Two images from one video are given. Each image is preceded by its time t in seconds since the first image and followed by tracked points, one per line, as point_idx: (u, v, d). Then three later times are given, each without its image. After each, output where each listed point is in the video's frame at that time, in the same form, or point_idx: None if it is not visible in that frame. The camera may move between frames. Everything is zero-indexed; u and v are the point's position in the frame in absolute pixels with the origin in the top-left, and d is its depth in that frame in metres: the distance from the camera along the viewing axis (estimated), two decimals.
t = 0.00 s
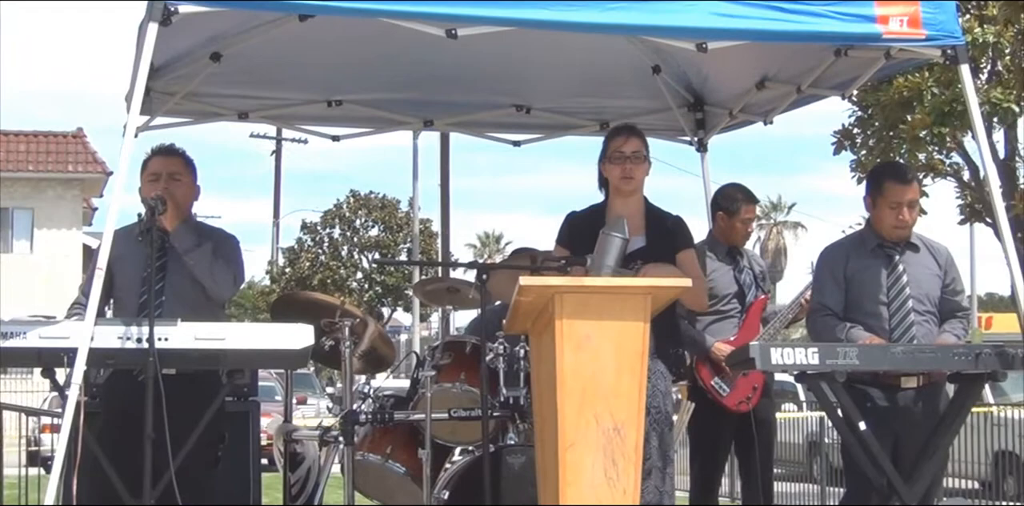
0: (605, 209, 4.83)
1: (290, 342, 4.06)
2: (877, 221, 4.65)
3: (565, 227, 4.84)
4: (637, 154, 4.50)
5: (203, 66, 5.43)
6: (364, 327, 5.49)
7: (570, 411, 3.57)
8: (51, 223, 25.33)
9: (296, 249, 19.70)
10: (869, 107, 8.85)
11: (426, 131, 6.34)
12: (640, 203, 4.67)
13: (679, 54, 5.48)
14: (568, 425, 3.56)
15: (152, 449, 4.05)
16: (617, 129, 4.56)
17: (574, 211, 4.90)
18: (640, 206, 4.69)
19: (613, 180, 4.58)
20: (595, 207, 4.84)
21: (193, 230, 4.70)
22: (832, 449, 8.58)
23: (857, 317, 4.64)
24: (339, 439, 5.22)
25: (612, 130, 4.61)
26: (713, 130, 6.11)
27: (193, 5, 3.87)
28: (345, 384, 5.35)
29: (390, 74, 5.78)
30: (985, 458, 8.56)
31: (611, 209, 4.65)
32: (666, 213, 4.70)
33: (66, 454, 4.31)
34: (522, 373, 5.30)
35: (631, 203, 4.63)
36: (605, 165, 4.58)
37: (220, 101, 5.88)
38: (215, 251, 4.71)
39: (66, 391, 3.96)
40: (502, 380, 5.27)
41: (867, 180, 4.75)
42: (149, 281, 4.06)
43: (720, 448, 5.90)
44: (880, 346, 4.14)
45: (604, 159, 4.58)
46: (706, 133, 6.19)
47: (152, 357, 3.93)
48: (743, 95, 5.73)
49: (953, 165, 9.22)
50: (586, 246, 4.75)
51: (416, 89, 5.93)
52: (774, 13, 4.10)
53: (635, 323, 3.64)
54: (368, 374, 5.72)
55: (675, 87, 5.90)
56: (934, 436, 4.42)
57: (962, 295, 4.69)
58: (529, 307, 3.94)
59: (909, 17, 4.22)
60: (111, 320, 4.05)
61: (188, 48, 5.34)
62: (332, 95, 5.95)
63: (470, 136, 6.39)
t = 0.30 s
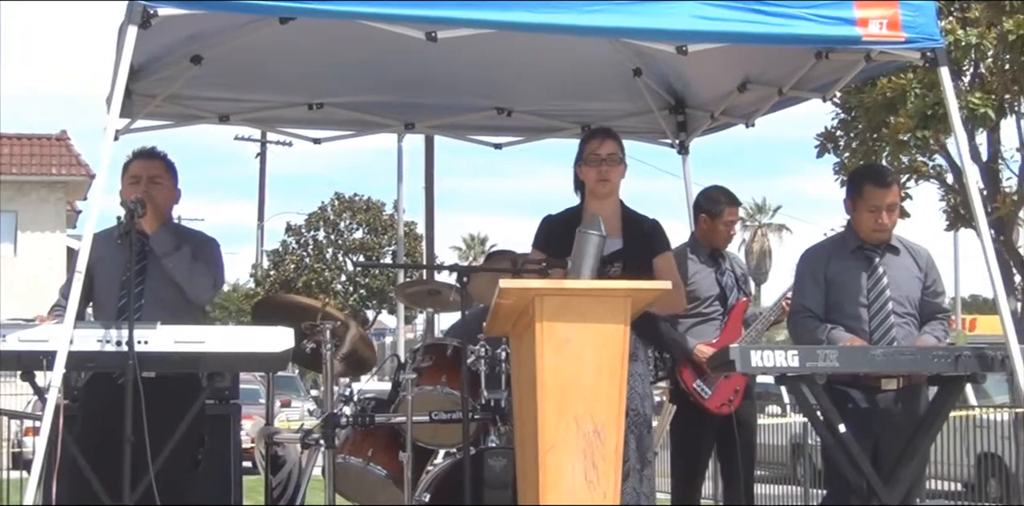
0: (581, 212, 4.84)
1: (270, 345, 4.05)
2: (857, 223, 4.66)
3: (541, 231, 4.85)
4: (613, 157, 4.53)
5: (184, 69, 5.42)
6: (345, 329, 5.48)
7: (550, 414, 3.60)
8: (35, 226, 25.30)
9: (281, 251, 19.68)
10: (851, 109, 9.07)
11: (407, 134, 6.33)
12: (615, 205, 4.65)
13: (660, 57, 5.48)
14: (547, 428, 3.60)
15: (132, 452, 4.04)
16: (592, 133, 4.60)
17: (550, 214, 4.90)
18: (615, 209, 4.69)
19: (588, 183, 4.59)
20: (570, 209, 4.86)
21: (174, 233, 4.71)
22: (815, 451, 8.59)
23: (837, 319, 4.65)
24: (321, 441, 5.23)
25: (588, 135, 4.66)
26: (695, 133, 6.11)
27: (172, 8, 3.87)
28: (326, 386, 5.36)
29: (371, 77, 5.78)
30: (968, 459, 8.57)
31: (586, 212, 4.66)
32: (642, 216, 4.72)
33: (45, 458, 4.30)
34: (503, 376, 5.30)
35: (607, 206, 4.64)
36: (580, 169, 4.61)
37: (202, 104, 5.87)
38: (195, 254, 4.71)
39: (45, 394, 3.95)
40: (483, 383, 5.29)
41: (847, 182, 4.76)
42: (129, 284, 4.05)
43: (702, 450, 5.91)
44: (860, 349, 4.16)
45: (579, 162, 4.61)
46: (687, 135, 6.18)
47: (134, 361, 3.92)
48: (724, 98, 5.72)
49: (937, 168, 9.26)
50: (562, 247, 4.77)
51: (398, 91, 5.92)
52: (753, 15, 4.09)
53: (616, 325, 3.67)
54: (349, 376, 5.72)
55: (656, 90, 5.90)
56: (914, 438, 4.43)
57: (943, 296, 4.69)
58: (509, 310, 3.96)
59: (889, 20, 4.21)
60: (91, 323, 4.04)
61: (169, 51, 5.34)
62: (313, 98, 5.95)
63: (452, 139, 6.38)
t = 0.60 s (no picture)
0: (567, 214, 4.85)
1: (262, 348, 4.06)
2: (851, 226, 4.66)
3: (528, 233, 4.83)
4: (602, 158, 4.55)
5: (177, 71, 5.43)
6: (337, 332, 5.50)
7: (543, 416, 3.62)
8: (32, 228, 25.28)
9: (277, 254, 19.67)
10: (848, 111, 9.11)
11: (401, 136, 6.33)
12: (603, 207, 4.66)
13: (653, 59, 5.49)
14: (540, 430, 3.62)
15: (123, 454, 4.03)
16: (580, 135, 4.62)
17: (537, 216, 4.90)
18: (603, 211, 4.69)
19: (576, 184, 4.60)
20: (557, 212, 4.87)
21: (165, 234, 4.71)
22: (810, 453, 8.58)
23: (830, 321, 4.65)
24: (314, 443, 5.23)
25: (575, 137, 4.67)
26: (688, 135, 6.12)
27: (164, 10, 3.88)
28: (318, 389, 5.36)
29: (364, 79, 5.78)
30: (964, 461, 8.57)
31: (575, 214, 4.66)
32: (629, 217, 4.74)
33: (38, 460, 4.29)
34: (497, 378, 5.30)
35: (594, 207, 4.65)
36: (568, 170, 4.62)
37: (195, 106, 5.87)
38: (188, 256, 4.70)
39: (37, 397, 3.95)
40: (477, 386, 5.29)
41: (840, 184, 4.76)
42: (121, 287, 4.05)
43: (696, 451, 5.90)
44: (852, 350, 4.16)
45: (567, 164, 4.62)
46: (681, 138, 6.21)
47: (124, 363, 3.91)
48: (717, 100, 5.74)
49: (933, 170, 9.28)
50: (552, 249, 4.76)
51: (391, 94, 5.93)
52: (744, 18, 4.10)
53: (608, 327, 3.70)
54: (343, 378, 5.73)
55: (649, 92, 5.91)
56: (907, 439, 4.43)
57: (935, 298, 4.70)
58: (501, 312, 3.97)
59: (880, 22, 4.21)
60: (82, 326, 4.04)
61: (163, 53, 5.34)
62: (306, 101, 5.95)
63: (445, 142, 6.39)
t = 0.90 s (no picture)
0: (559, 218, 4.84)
1: (260, 352, 4.05)
2: (851, 229, 4.66)
3: (521, 238, 4.82)
4: (597, 162, 4.55)
5: (176, 75, 5.42)
6: (337, 337, 5.50)
7: (541, 420, 3.64)
8: (34, 231, 25.27)
9: (279, 258, 19.67)
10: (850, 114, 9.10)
11: (401, 140, 6.32)
12: (598, 211, 4.65)
13: (652, 63, 5.49)
14: (538, 434, 3.63)
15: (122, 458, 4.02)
16: (576, 139, 4.61)
17: (531, 220, 4.89)
18: (597, 215, 4.68)
19: (571, 189, 4.59)
20: (550, 218, 4.86)
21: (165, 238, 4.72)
22: (813, 456, 8.56)
23: (829, 325, 4.64)
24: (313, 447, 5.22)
25: (571, 141, 4.67)
26: (688, 139, 6.12)
27: (161, 14, 3.87)
28: (317, 393, 5.34)
29: (364, 83, 5.77)
30: (968, 465, 8.55)
31: (570, 218, 4.66)
32: (623, 223, 4.73)
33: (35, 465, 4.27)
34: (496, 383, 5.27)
35: (588, 212, 4.64)
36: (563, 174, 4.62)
37: (195, 110, 5.86)
38: (186, 261, 4.71)
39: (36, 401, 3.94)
40: (475, 389, 5.25)
41: (840, 187, 4.76)
42: (120, 291, 4.05)
43: (696, 455, 5.90)
44: (851, 355, 4.15)
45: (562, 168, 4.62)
46: (681, 142, 6.20)
47: (123, 367, 3.90)
48: (717, 103, 5.73)
49: (935, 173, 9.28)
50: (542, 254, 4.76)
51: (391, 98, 5.92)
52: (742, 21, 4.09)
53: (606, 332, 3.72)
54: (341, 382, 5.72)
55: (649, 95, 5.90)
56: (907, 444, 4.42)
57: (935, 301, 4.69)
58: (499, 316, 3.96)
59: (880, 26, 4.21)
60: (80, 331, 4.04)
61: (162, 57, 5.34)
62: (306, 104, 5.94)
63: (445, 145, 6.38)
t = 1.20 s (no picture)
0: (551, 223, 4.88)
1: (259, 357, 4.03)
2: (851, 232, 4.64)
3: (513, 241, 4.83)
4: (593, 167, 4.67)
5: (176, 80, 5.41)
6: (338, 342, 5.47)
7: (541, 424, 3.64)
8: (41, 239, 25.26)
9: (287, 264, 19.65)
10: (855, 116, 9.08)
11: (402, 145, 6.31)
12: (592, 215, 4.78)
13: (653, 65, 5.47)
14: (538, 438, 3.63)
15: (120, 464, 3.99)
16: (571, 144, 4.73)
17: (522, 225, 4.92)
18: (591, 218, 4.81)
19: (566, 194, 4.69)
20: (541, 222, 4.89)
21: (163, 244, 4.74)
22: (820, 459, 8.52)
23: (830, 328, 4.62)
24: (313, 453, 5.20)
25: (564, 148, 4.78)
26: (690, 142, 6.10)
27: (157, 18, 3.87)
28: (319, 400, 5.34)
29: (365, 87, 5.76)
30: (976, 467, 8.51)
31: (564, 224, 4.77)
32: (617, 226, 4.88)
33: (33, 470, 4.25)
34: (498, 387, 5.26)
35: (580, 218, 4.77)
36: (558, 180, 4.72)
37: (195, 115, 5.85)
38: (185, 266, 4.73)
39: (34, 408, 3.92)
40: (477, 394, 5.24)
41: (840, 189, 4.74)
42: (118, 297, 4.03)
43: (700, 458, 5.87)
44: (853, 356, 4.13)
45: (557, 174, 4.74)
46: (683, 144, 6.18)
47: (121, 373, 3.90)
48: (718, 106, 5.72)
49: (941, 175, 9.25)
50: (531, 256, 4.79)
51: (391, 102, 5.91)
52: (741, 22, 4.08)
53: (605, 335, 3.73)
54: (342, 387, 5.70)
55: (651, 98, 5.88)
56: (910, 447, 4.41)
57: (936, 303, 4.67)
58: (498, 320, 3.94)
59: (880, 26, 4.18)
60: (77, 337, 4.01)
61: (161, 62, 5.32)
62: (306, 109, 5.92)
63: (447, 149, 6.36)
